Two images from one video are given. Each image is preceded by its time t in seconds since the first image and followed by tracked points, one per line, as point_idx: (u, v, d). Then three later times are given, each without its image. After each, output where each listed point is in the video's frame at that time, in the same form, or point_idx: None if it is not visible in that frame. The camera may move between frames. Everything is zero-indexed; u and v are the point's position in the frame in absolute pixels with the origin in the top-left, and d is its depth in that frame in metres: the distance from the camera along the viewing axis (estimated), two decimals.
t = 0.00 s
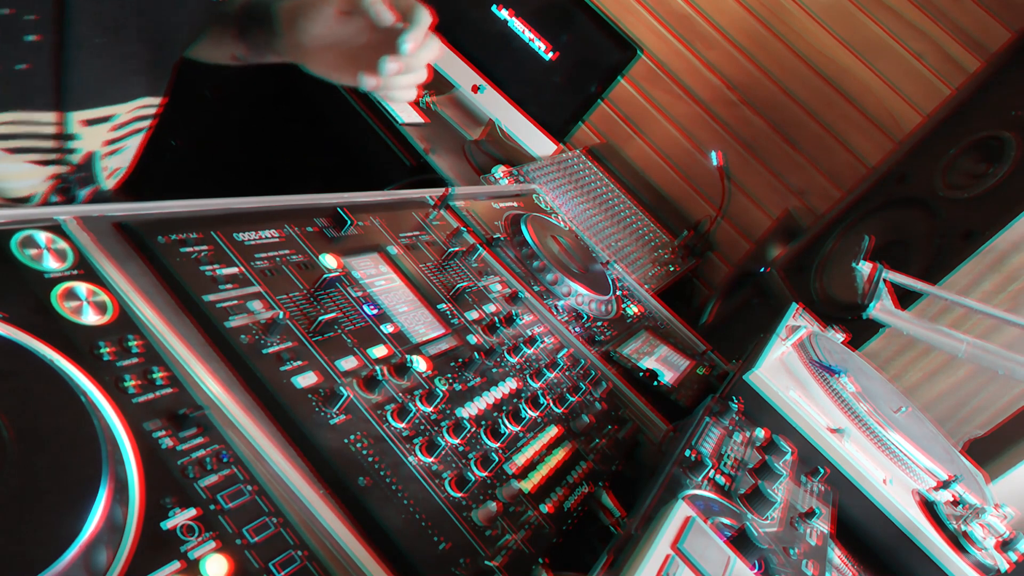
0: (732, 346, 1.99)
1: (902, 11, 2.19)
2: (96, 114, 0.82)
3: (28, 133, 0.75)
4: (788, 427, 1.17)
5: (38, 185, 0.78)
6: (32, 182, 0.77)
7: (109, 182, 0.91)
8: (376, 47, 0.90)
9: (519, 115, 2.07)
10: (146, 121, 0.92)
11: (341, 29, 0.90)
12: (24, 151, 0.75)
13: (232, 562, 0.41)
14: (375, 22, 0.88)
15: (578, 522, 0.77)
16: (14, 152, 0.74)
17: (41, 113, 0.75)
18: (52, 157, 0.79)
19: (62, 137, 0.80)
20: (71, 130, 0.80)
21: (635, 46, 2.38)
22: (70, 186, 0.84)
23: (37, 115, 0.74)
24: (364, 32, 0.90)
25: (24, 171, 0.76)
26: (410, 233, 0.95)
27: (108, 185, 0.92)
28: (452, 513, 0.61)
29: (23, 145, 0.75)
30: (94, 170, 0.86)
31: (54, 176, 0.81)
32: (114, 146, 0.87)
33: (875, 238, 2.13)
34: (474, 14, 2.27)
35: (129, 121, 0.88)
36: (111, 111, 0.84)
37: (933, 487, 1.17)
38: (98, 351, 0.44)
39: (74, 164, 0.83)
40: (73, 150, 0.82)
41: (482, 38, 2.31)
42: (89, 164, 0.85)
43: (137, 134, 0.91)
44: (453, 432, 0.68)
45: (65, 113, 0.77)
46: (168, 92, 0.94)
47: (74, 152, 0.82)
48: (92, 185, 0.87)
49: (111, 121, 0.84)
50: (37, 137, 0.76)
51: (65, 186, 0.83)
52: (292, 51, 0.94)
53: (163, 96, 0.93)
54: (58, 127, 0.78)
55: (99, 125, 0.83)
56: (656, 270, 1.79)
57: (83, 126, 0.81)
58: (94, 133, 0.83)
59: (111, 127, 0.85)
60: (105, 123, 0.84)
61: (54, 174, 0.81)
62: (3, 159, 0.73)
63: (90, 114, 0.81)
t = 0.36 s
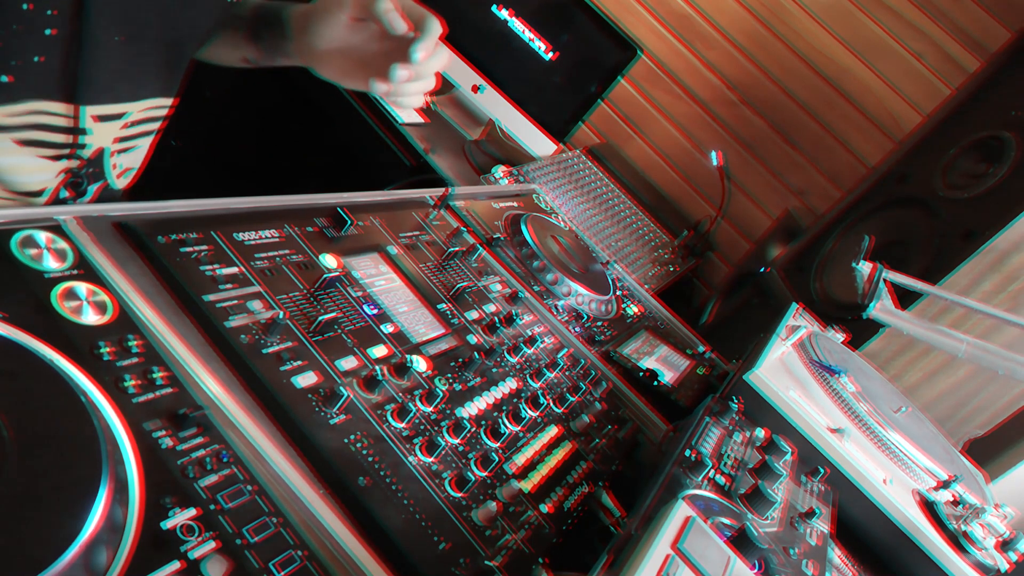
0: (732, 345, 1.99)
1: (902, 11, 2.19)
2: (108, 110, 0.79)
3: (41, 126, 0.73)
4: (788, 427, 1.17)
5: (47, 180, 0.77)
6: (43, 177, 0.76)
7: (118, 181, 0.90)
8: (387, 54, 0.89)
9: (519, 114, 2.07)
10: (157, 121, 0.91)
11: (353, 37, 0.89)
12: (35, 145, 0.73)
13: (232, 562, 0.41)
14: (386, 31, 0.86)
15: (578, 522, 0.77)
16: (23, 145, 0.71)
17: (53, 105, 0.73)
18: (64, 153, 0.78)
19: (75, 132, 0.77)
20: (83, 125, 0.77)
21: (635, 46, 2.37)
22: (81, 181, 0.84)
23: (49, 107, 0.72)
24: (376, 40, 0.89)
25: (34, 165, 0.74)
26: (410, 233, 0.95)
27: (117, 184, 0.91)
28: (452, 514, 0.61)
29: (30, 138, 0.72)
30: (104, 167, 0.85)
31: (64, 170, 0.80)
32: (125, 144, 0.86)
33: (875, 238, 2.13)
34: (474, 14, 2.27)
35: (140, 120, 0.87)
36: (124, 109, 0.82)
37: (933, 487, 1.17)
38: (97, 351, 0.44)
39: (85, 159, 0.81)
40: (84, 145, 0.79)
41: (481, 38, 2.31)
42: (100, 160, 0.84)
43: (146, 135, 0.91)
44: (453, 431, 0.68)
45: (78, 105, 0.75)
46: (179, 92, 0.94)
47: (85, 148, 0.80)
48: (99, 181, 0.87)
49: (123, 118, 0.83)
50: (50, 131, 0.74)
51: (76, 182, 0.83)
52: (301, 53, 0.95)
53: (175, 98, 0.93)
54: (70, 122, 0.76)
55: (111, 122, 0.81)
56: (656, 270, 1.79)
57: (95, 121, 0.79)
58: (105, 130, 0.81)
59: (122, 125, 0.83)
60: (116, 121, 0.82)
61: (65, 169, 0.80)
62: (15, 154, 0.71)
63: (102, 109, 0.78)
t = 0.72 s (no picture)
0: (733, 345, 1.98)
1: (902, 11, 2.19)
2: (106, 111, 0.80)
3: (42, 125, 0.74)
4: (788, 427, 1.17)
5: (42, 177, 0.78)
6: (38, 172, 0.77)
7: (118, 181, 0.91)
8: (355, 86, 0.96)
9: (519, 114, 2.07)
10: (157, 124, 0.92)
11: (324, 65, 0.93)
12: (31, 141, 0.74)
13: (232, 562, 0.41)
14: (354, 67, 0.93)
15: (578, 522, 0.77)
16: (19, 141, 0.73)
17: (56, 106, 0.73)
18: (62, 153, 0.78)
19: (73, 133, 0.78)
20: (82, 125, 0.78)
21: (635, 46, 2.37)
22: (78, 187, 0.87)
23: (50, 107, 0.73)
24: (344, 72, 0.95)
25: (30, 160, 0.76)
26: (410, 233, 0.95)
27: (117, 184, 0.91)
28: (452, 514, 0.61)
29: (27, 135, 0.73)
30: (101, 166, 0.86)
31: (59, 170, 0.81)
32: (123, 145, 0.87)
33: (875, 238, 2.13)
34: (474, 15, 2.27)
35: (139, 123, 0.87)
36: (122, 111, 0.82)
37: (933, 487, 1.17)
38: (98, 351, 0.44)
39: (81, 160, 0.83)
40: (82, 145, 0.81)
41: (481, 38, 2.30)
42: (96, 160, 0.85)
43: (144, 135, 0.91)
44: (453, 432, 0.68)
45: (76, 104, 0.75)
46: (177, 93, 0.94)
47: (82, 149, 0.82)
48: (93, 181, 0.87)
49: (122, 120, 0.83)
50: (50, 131, 0.75)
51: (73, 186, 0.86)
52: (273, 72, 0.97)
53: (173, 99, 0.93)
54: (70, 124, 0.76)
55: (110, 123, 0.82)
56: (656, 270, 1.79)
57: (94, 122, 0.80)
58: (103, 130, 0.81)
59: (122, 126, 0.84)
60: (116, 122, 0.83)
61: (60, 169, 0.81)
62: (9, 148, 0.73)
63: (101, 109, 0.79)
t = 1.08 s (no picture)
0: (733, 346, 1.98)
1: (902, 11, 2.19)
2: (113, 105, 0.80)
3: (48, 117, 0.74)
4: (788, 427, 1.17)
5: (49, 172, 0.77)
6: (42, 166, 0.76)
7: (117, 177, 0.87)
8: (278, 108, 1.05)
9: (519, 113, 2.07)
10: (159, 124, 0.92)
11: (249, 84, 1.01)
12: (38, 135, 0.74)
13: (233, 562, 0.41)
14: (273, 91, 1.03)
15: (578, 522, 0.77)
16: (26, 134, 0.72)
17: (62, 95, 0.74)
18: (68, 145, 0.79)
19: (81, 125, 0.78)
20: (89, 118, 0.79)
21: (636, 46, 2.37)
22: (83, 176, 0.84)
23: (56, 97, 0.73)
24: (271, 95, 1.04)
25: (36, 153, 0.75)
26: (410, 233, 0.95)
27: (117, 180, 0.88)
28: (452, 514, 0.61)
29: (36, 127, 0.73)
30: (102, 162, 0.83)
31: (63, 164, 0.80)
32: (129, 142, 0.87)
33: (875, 237, 2.13)
34: (474, 15, 2.27)
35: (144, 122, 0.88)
36: (129, 107, 0.84)
37: (933, 487, 1.17)
38: (97, 351, 0.44)
39: (85, 152, 0.82)
40: (88, 138, 0.81)
41: (481, 38, 2.30)
42: (100, 154, 0.83)
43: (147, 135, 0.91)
44: (453, 431, 0.68)
45: (84, 95, 0.76)
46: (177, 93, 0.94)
47: (89, 141, 0.81)
48: (97, 173, 0.84)
49: (128, 116, 0.84)
50: (57, 122, 0.75)
51: (78, 175, 0.83)
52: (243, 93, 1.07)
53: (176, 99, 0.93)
54: (77, 115, 0.77)
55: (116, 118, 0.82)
56: (656, 270, 1.79)
57: (100, 115, 0.80)
58: (110, 124, 0.82)
59: (129, 123, 0.85)
60: (123, 117, 0.84)
61: (64, 163, 0.80)
62: (13, 140, 0.71)
63: (108, 103, 0.80)
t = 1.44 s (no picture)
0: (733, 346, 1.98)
1: (902, 11, 2.19)
2: (112, 101, 0.80)
3: (50, 114, 0.74)
4: (787, 427, 1.17)
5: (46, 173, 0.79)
6: (43, 164, 0.78)
7: (116, 174, 0.91)
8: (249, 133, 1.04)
9: (519, 113, 2.07)
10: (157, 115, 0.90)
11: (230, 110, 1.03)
12: (40, 133, 0.75)
13: (232, 562, 0.41)
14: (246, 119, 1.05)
15: (578, 522, 0.77)
16: (27, 132, 0.74)
17: (64, 93, 0.74)
18: (67, 142, 0.79)
19: (81, 121, 0.78)
20: (89, 114, 0.78)
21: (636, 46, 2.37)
22: (83, 176, 0.87)
23: (59, 94, 0.73)
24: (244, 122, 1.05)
25: (34, 151, 0.77)
26: (410, 233, 0.95)
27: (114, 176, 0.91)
28: (452, 514, 0.61)
29: (38, 124, 0.74)
30: (102, 159, 0.86)
31: (64, 159, 0.81)
32: (126, 136, 0.86)
33: (875, 237, 2.13)
34: (474, 15, 2.27)
35: (140, 114, 0.86)
36: (126, 100, 0.82)
37: (933, 487, 1.17)
38: (97, 351, 0.44)
39: (83, 148, 0.82)
40: (87, 133, 0.80)
41: (481, 38, 2.30)
42: (97, 152, 0.84)
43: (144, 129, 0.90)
44: (453, 432, 0.68)
45: (86, 93, 0.76)
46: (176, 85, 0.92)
47: (88, 136, 0.81)
48: (98, 173, 0.88)
49: (125, 110, 0.83)
50: (59, 119, 0.75)
51: (78, 177, 0.86)
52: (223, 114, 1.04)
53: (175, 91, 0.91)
54: (79, 111, 0.77)
55: (115, 112, 0.81)
56: (656, 270, 1.79)
57: (99, 111, 0.79)
58: (108, 120, 0.81)
59: (125, 116, 0.84)
60: (120, 112, 0.82)
61: (64, 158, 0.81)
62: (15, 138, 0.73)
63: (108, 99, 0.79)
